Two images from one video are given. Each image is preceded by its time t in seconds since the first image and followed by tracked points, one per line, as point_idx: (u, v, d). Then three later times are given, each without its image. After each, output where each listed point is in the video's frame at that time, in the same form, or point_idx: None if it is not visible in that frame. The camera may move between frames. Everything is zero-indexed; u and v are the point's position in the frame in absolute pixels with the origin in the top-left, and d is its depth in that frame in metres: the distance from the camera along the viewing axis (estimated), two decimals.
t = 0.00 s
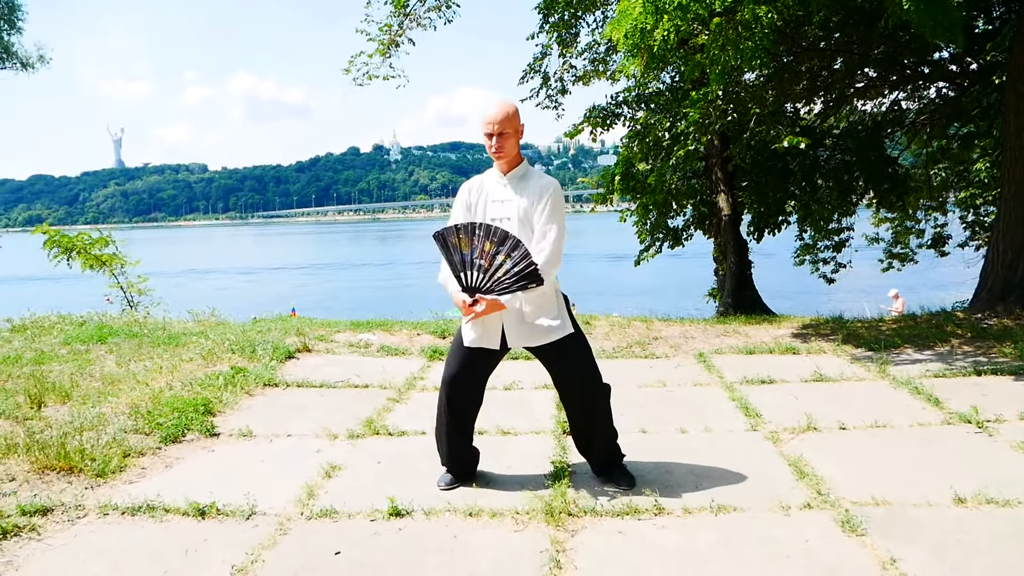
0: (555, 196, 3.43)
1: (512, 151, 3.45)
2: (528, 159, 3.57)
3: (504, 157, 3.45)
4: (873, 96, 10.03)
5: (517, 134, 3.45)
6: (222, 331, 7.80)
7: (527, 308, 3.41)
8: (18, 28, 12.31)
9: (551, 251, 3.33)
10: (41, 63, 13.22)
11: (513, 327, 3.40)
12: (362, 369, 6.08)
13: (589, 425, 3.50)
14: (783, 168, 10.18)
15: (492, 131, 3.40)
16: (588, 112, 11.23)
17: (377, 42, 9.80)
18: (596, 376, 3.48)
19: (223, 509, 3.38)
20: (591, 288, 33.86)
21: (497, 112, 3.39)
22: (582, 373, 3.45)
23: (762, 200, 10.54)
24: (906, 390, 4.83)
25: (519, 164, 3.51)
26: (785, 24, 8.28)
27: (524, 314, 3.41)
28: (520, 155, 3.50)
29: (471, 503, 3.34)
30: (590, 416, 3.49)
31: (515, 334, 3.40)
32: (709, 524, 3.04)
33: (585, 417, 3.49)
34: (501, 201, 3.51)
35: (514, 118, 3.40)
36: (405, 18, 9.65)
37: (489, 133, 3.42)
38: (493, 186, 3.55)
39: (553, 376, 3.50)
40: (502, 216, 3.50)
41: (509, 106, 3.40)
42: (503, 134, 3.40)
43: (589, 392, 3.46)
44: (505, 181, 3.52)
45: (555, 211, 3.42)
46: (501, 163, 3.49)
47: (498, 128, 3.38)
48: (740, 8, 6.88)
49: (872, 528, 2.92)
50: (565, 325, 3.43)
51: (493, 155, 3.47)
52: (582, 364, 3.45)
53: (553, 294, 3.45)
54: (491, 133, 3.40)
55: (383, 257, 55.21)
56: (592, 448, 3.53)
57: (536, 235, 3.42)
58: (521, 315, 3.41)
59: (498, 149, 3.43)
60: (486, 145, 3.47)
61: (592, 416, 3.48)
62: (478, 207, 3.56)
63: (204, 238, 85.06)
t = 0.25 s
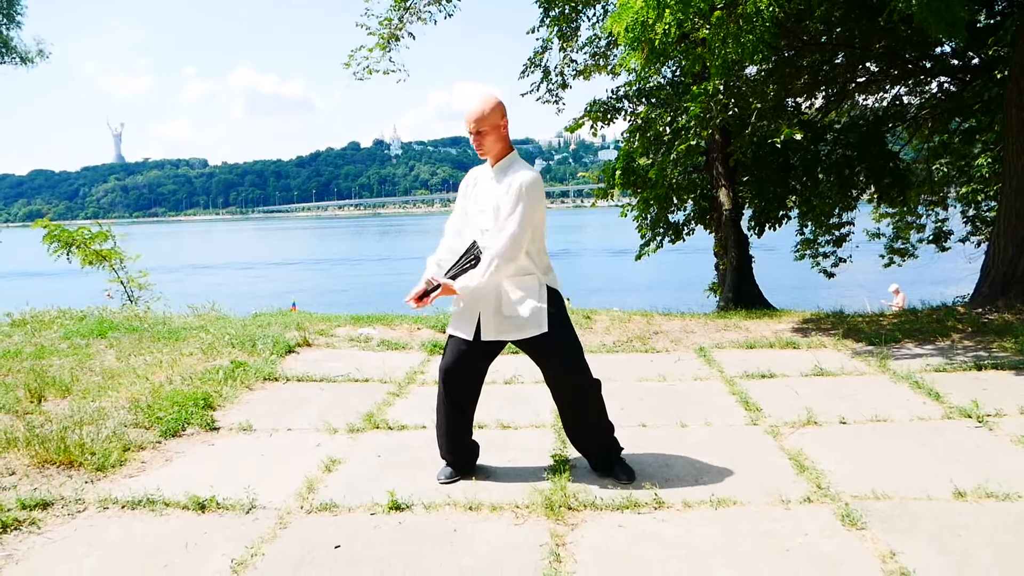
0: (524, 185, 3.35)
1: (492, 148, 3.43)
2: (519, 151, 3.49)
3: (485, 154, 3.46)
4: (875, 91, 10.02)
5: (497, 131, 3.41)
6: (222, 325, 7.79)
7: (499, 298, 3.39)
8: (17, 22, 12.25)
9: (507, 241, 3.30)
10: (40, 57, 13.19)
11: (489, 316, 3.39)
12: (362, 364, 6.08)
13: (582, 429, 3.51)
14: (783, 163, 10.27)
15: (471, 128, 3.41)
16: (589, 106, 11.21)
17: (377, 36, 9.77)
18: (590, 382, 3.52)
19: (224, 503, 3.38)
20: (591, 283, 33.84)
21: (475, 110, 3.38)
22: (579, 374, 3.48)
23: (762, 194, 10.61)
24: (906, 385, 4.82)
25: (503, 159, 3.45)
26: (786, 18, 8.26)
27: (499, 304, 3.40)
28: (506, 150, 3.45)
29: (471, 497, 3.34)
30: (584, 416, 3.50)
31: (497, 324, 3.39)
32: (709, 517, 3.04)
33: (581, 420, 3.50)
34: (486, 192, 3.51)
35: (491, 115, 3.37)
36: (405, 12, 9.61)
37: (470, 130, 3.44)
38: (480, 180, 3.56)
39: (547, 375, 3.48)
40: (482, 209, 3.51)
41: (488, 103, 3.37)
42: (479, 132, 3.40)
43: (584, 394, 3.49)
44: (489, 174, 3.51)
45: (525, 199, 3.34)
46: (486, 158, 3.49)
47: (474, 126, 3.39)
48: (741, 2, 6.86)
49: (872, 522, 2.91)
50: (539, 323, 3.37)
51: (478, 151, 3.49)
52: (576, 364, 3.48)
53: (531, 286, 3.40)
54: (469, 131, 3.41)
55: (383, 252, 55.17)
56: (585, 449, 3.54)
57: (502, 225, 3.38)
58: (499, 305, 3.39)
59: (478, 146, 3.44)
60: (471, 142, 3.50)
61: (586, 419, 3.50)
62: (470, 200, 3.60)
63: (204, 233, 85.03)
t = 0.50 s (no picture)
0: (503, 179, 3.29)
1: (485, 144, 3.42)
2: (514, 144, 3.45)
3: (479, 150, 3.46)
4: (876, 85, 9.97)
5: (489, 127, 3.40)
6: (222, 319, 7.79)
7: (493, 290, 3.39)
8: (16, 16, 12.19)
9: (478, 233, 3.27)
10: (39, 51, 13.15)
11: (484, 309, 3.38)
12: (362, 358, 6.07)
13: (581, 423, 3.51)
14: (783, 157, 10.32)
15: (463, 126, 3.43)
16: (589, 100, 11.18)
17: (377, 30, 9.74)
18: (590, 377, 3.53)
19: (223, 497, 3.38)
20: (590, 278, 33.82)
21: (464, 108, 3.40)
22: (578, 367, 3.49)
23: (762, 188, 10.66)
24: (906, 379, 4.82)
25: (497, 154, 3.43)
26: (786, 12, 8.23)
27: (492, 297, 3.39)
28: (501, 145, 3.43)
29: (470, 491, 3.34)
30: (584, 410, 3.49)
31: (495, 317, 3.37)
32: (708, 511, 3.04)
33: (582, 418, 3.50)
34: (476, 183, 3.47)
35: (482, 111, 3.37)
36: (404, 5, 9.58)
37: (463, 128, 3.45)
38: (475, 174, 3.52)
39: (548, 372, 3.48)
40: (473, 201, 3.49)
41: (479, 100, 3.37)
42: (470, 130, 3.41)
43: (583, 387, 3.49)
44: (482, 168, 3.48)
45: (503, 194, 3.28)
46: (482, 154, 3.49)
47: (466, 123, 3.40)
48: None
49: (872, 516, 2.91)
50: (534, 317, 3.36)
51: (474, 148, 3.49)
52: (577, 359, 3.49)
53: (526, 279, 3.42)
54: (462, 129, 3.43)
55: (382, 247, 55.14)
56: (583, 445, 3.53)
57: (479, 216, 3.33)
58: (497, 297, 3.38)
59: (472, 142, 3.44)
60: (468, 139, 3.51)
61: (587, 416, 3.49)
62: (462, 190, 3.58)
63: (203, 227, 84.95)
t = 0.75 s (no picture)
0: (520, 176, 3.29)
1: (498, 143, 3.39)
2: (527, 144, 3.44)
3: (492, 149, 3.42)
4: (876, 79, 9.95)
5: (503, 126, 3.37)
6: (221, 313, 7.78)
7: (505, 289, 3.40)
8: (15, 10, 12.15)
9: (493, 228, 3.23)
10: (38, 45, 13.12)
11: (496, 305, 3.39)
12: (361, 352, 6.07)
13: (588, 419, 3.49)
14: (783, 151, 10.42)
15: (476, 125, 3.39)
16: (588, 94, 11.15)
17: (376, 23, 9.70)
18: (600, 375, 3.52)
19: (222, 491, 3.37)
20: (590, 272, 33.80)
21: (476, 107, 3.36)
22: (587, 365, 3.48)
23: (762, 182, 10.80)
24: (906, 372, 4.81)
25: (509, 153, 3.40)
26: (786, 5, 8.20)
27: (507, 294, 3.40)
28: (513, 143, 3.40)
29: (470, 485, 3.33)
30: (590, 406, 3.48)
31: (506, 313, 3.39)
32: (708, 505, 3.03)
33: (585, 413, 3.48)
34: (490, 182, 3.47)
35: (496, 110, 3.34)
36: None
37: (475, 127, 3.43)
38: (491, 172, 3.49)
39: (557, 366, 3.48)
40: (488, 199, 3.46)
41: (491, 99, 3.34)
42: (483, 129, 3.38)
43: (592, 386, 3.48)
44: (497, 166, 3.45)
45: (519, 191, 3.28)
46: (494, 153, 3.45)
47: (479, 123, 3.37)
48: None
49: (872, 510, 2.90)
50: (547, 314, 3.38)
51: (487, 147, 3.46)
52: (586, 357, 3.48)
53: (538, 278, 3.42)
54: (474, 128, 3.39)
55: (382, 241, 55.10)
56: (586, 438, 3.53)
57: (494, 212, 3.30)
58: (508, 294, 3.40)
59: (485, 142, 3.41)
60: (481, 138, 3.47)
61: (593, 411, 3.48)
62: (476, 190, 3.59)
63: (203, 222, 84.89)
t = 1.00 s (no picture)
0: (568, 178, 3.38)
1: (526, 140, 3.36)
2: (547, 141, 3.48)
3: (524, 145, 3.37)
4: (875, 75, 9.94)
5: (536, 122, 3.34)
6: (219, 310, 7.76)
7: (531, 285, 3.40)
8: (12, 6, 12.12)
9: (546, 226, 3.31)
10: (36, 40, 13.08)
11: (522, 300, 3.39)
12: (360, 349, 6.05)
13: (595, 413, 3.46)
14: (782, 147, 10.28)
15: (504, 121, 3.29)
16: (588, 90, 11.12)
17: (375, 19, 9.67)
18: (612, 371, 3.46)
19: (219, 489, 3.36)
20: (589, 268, 33.78)
21: (508, 101, 3.25)
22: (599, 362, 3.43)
23: (762, 178, 10.69)
24: (905, 369, 4.80)
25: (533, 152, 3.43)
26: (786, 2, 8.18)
27: (533, 291, 3.40)
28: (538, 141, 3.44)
29: (468, 482, 3.32)
30: (598, 401, 3.44)
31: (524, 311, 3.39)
32: (707, 502, 3.02)
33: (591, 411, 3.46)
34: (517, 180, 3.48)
35: (534, 106, 3.27)
36: None
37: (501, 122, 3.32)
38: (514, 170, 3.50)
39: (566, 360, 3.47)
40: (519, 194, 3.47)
41: (523, 94, 3.24)
42: (514, 126, 3.29)
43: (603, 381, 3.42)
44: (524, 165, 3.46)
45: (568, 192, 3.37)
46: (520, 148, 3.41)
47: (518, 119, 3.27)
48: None
49: (872, 507, 2.89)
50: (571, 307, 3.40)
51: (513, 143, 3.38)
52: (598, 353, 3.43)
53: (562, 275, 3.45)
54: (503, 123, 3.29)
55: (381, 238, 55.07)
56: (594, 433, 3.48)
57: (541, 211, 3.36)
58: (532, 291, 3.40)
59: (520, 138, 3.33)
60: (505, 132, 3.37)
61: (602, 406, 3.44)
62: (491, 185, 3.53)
63: (202, 218, 84.80)
